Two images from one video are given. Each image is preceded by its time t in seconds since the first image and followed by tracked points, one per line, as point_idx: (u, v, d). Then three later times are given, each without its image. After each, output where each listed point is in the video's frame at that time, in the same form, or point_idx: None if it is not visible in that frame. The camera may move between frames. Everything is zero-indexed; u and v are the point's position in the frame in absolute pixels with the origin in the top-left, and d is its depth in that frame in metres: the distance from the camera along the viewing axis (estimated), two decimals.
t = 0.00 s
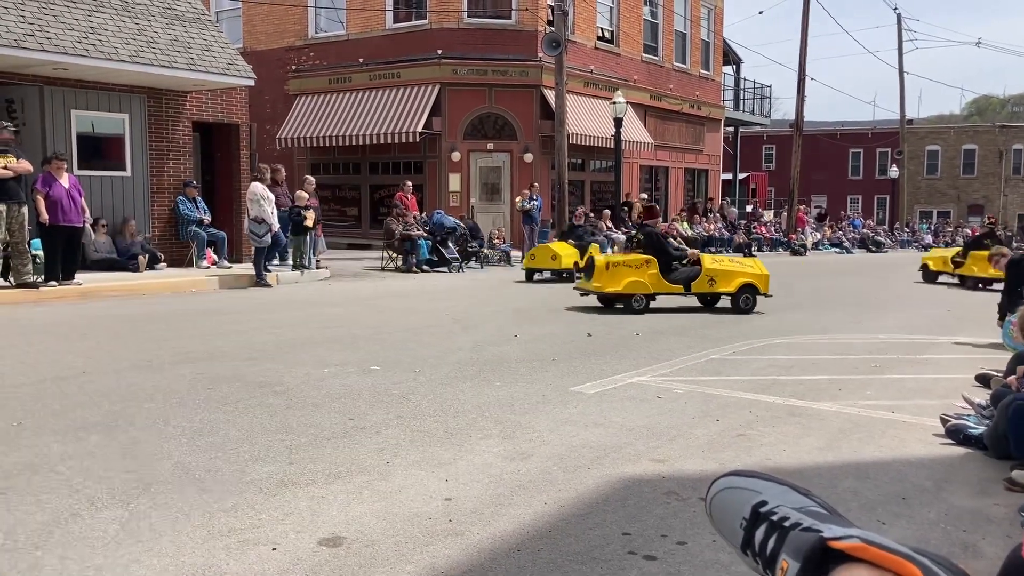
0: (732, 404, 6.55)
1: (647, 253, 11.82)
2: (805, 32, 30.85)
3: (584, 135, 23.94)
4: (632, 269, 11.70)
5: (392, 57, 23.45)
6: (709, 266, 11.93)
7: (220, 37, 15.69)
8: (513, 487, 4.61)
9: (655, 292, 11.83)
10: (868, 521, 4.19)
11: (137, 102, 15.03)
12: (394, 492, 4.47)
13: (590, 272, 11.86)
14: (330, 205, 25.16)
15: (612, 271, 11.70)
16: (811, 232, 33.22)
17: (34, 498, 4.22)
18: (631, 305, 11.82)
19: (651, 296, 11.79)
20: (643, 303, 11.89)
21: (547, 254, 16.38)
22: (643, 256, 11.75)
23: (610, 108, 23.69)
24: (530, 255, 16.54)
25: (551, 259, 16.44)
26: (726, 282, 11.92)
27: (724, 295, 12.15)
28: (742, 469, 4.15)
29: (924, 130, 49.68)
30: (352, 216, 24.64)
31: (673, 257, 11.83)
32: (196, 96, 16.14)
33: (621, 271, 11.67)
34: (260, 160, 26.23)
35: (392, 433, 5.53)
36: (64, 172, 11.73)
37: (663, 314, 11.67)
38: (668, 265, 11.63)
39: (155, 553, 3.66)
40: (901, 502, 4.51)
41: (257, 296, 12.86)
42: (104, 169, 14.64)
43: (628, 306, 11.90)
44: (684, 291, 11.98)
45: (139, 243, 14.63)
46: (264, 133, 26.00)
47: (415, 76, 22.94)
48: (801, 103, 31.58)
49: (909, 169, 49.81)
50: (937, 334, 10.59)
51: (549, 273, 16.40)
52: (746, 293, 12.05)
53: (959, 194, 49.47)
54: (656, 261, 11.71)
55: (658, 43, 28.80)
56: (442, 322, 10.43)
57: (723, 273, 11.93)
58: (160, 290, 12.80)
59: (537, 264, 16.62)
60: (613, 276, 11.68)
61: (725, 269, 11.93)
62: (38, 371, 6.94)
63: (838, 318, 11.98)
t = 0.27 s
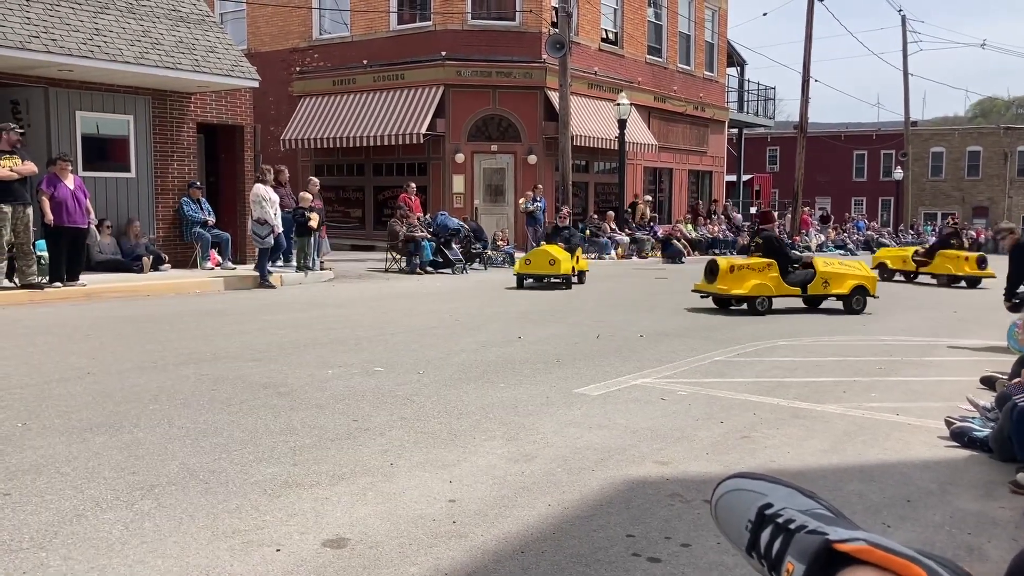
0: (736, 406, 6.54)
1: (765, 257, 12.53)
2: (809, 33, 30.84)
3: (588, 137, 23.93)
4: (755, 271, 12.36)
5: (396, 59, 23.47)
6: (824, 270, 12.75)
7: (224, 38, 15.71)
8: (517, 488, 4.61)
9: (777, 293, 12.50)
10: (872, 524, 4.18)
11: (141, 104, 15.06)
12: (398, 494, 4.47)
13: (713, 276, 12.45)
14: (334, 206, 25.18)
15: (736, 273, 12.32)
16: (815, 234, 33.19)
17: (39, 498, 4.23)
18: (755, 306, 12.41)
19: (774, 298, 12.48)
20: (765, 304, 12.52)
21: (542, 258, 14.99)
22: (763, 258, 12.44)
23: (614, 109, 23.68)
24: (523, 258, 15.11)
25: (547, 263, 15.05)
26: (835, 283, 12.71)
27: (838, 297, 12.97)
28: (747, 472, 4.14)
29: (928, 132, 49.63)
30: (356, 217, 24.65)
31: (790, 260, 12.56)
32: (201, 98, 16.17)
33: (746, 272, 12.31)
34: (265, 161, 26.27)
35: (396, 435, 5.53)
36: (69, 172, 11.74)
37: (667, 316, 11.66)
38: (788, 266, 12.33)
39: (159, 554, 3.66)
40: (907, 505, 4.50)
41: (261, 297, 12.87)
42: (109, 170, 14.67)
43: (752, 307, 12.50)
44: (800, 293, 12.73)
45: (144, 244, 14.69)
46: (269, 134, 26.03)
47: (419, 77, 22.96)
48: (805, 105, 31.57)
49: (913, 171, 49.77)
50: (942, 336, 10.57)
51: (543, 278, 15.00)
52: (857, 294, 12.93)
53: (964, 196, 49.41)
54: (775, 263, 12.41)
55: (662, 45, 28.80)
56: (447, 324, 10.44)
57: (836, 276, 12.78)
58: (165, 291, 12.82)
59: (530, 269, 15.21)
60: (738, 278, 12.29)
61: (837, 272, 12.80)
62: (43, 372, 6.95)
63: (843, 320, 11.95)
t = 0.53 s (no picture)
0: (740, 408, 6.53)
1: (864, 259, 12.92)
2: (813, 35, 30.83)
3: (592, 138, 23.93)
4: (859, 272, 12.70)
5: (400, 60, 23.49)
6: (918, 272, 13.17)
7: (228, 40, 15.74)
8: (521, 490, 4.60)
9: (879, 294, 12.86)
10: (876, 525, 4.17)
11: (146, 105, 15.08)
12: (401, 495, 4.47)
13: (817, 277, 12.75)
14: (338, 207, 25.20)
15: (841, 276, 12.65)
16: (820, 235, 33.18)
17: (43, 499, 4.24)
18: (858, 306, 12.77)
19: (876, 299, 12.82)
20: (866, 305, 12.88)
21: (546, 263, 13.96)
22: (863, 261, 12.79)
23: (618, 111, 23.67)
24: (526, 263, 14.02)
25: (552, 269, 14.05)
26: (927, 283, 13.19)
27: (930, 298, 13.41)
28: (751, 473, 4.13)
29: (933, 133, 49.59)
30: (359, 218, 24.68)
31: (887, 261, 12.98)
32: (205, 99, 16.20)
33: (850, 274, 12.63)
34: (269, 162, 26.30)
35: (399, 436, 5.53)
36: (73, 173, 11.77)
37: (670, 318, 11.65)
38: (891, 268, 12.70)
39: (163, 554, 3.67)
40: (911, 507, 4.48)
41: (265, 298, 12.88)
42: (113, 171, 14.69)
43: (854, 307, 12.85)
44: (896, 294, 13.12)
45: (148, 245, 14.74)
46: (273, 135, 26.06)
47: (423, 79, 22.98)
48: (809, 107, 31.56)
49: (918, 173, 49.72)
50: (946, 338, 10.55)
51: (548, 284, 13.97)
52: (948, 296, 13.38)
53: (968, 198, 49.34)
54: (877, 265, 12.78)
55: (666, 46, 28.80)
56: (450, 325, 10.44)
57: (930, 277, 13.21)
58: (169, 292, 12.85)
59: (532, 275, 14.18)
60: (844, 279, 12.62)
61: (932, 273, 13.22)
62: (47, 373, 6.96)
63: (847, 322, 11.93)
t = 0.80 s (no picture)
0: (743, 410, 6.52)
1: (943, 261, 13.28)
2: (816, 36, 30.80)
3: (595, 140, 23.92)
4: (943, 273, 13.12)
5: (403, 61, 23.51)
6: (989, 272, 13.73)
7: (232, 41, 15.75)
8: (524, 491, 4.60)
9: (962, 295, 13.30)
10: (880, 528, 4.17)
11: (149, 106, 15.09)
12: (404, 497, 4.47)
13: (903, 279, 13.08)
14: (341, 208, 25.22)
15: (926, 276, 13.01)
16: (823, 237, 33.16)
17: (46, 500, 4.24)
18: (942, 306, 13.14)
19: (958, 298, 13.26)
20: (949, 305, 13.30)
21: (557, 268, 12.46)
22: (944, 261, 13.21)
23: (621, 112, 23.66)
24: (534, 269, 12.53)
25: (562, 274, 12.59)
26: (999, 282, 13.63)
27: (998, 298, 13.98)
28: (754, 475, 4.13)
29: (936, 135, 49.54)
30: (362, 219, 24.69)
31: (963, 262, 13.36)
32: (208, 100, 16.22)
33: (935, 276, 12.97)
34: (272, 163, 26.32)
35: (402, 437, 5.53)
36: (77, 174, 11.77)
37: (673, 320, 11.64)
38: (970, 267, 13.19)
39: (166, 556, 3.67)
40: (915, 509, 4.48)
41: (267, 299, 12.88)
42: (117, 172, 14.70)
43: (938, 308, 13.21)
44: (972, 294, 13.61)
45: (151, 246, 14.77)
46: (276, 136, 26.08)
47: (426, 80, 23.00)
48: (812, 108, 31.53)
49: (921, 174, 49.67)
50: (949, 340, 10.53)
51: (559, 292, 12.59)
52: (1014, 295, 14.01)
53: (972, 200, 49.28)
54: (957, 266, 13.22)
55: (669, 47, 28.79)
56: (453, 326, 10.43)
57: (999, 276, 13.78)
58: (172, 293, 12.86)
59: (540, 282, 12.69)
60: (931, 280, 12.99)
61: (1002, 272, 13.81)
62: (51, 373, 6.97)
63: (850, 324, 11.91)
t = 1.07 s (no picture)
0: (745, 411, 6.51)
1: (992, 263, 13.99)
2: (819, 37, 30.79)
3: (597, 141, 23.91)
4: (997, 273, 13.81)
5: (405, 62, 23.52)
6: None
7: (235, 41, 15.77)
8: (525, 493, 4.59)
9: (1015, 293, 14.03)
10: (882, 529, 4.17)
11: (152, 106, 15.11)
12: (406, 497, 4.47)
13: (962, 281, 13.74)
14: (343, 209, 25.22)
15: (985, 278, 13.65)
16: (825, 237, 33.14)
17: (48, 500, 4.25)
18: (997, 305, 13.87)
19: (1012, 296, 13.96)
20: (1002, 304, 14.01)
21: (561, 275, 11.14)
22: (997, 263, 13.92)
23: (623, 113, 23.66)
24: (537, 276, 11.08)
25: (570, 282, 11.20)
26: None
27: None
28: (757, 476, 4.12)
29: (939, 136, 49.51)
30: (364, 219, 24.70)
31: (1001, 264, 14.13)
32: (210, 101, 16.24)
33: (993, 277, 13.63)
34: (274, 164, 26.34)
35: (404, 438, 5.53)
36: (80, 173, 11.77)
37: (675, 321, 11.63)
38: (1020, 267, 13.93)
39: (168, 556, 3.67)
40: (917, 511, 4.47)
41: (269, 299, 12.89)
42: (119, 172, 14.72)
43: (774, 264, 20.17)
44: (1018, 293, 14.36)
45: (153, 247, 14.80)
46: (278, 137, 26.10)
47: (429, 81, 23.02)
48: (815, 109, 31.52)
49: (924, 176, 49.64)
50: (952, 341, 10.52)
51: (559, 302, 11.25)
52: None
53: (974, 201, 49.22)
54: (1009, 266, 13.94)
55: (671, 48, 28.80)
56: (455, 327, 10.43)
57: None
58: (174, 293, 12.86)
59: (543, 291, 11.24)
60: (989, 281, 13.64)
61: None
62: (53, 373, 6.98)
63: (853, 325, 11.90)
